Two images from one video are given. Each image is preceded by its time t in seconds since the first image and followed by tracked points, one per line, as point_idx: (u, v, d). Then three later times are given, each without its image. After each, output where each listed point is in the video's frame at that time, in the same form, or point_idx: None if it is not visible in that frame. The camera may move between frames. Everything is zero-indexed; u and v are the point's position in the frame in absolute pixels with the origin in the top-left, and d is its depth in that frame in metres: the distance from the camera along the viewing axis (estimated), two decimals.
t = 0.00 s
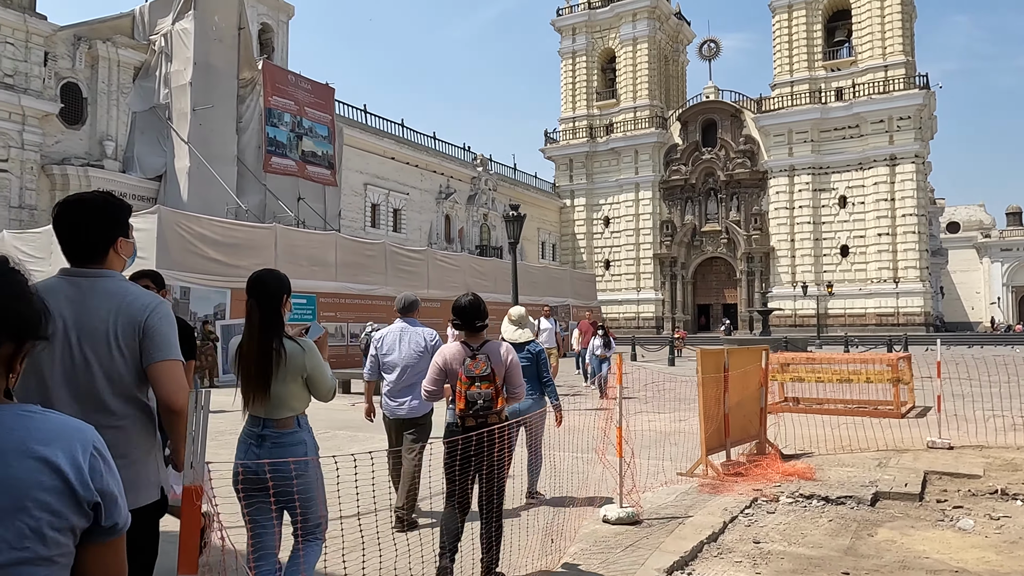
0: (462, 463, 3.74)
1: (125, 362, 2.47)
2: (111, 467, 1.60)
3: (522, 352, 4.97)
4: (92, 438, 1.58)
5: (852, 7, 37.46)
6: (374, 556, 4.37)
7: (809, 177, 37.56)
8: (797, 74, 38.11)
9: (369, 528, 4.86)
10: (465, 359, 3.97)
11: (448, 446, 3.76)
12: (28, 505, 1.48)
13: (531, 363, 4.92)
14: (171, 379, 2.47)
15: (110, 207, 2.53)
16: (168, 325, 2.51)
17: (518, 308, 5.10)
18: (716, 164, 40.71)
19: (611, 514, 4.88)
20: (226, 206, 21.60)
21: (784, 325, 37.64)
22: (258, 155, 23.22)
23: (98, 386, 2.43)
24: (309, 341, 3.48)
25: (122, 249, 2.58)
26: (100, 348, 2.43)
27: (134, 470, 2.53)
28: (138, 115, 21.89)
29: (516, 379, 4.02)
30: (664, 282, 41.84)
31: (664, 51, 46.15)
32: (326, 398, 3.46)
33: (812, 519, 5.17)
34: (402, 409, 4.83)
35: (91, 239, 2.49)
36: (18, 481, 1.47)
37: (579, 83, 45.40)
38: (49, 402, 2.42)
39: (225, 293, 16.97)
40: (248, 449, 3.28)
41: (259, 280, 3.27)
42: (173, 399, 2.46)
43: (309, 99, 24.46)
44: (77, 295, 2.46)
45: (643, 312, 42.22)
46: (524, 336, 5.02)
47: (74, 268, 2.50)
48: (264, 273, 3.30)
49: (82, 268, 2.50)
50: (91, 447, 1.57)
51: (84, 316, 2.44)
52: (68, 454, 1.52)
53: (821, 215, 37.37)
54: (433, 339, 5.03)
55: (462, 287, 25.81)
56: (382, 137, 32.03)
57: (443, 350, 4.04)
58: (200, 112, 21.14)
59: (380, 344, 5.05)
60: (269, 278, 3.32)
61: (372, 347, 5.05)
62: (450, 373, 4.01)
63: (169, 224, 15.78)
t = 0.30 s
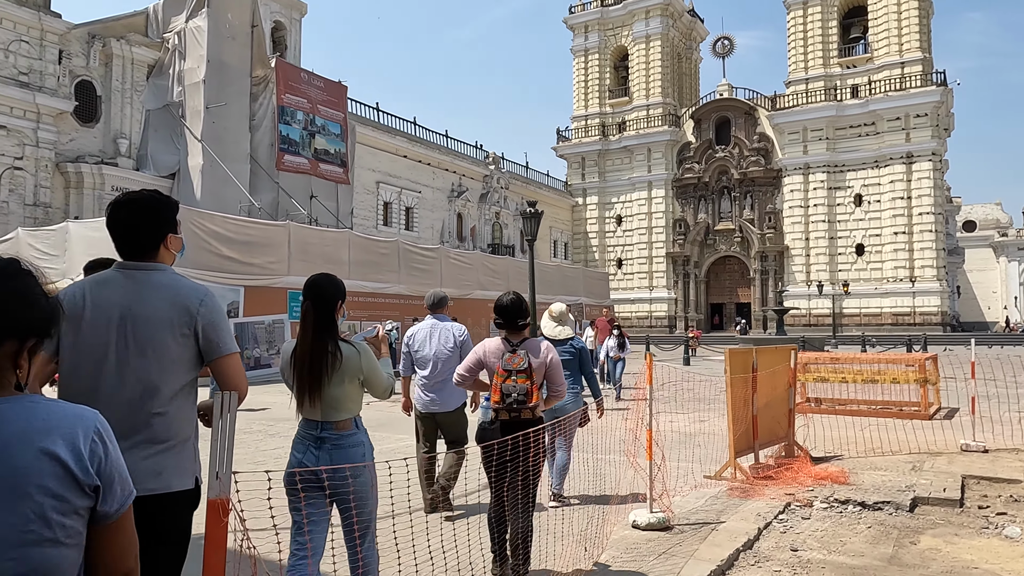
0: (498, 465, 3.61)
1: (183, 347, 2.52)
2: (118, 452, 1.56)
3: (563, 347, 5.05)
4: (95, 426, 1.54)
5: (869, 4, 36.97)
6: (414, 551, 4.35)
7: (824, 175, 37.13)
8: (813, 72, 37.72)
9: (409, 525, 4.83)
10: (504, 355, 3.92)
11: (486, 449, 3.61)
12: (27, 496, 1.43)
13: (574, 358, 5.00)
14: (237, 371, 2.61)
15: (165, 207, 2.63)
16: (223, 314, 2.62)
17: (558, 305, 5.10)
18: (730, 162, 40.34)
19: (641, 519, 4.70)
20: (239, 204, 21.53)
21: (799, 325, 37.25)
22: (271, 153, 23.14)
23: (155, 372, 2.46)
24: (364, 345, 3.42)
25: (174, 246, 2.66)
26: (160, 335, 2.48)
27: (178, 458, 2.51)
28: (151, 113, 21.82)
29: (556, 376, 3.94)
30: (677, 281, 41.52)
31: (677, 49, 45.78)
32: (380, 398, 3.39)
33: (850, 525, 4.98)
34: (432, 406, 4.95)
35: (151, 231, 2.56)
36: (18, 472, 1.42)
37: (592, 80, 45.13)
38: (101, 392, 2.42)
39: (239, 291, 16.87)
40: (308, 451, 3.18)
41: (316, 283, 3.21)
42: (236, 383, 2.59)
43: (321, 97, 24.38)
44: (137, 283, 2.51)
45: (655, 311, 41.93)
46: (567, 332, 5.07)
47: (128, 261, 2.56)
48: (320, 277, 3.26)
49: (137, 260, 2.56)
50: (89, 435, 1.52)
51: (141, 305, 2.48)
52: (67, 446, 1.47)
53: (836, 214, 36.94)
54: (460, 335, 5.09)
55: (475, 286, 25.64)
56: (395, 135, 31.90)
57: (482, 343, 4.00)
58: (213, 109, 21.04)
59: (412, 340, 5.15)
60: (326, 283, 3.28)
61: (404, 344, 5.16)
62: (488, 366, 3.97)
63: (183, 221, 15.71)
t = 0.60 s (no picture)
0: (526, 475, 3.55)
1: (205, 344, 2.53)
2: (136, 434, 1.57)
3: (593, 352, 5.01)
4: (110, 409, 1.55)
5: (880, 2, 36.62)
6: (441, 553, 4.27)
7: (834, 174, 36.80)
8: (823, 70, 37.41)
9: (440, 529, 4.74)
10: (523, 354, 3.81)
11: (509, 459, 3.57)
12: (37, 473, 1.45)
13: (604, 361, 4.96)
14: (251, 361, 2.58)
15: (180, 210, 2.64)
16: (240, 308, 2.61)
17: (587, 309, 5.06)
18: (739, 161, 40.04)
19: (666, 527, 4.53)
20: (247, 204, 21.43)
21: (810, 325, 36.91)
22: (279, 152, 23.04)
23: (180, 371, 2.48)
24: (412, 338, 3.33)
25: (190, 249, 2.68)
26: (182, 334, 2.50)
27: (206, 453, 2.50)
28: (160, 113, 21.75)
29: (573, 378, 3.79)
30: (686, 281, 41.25)
31: (686, 48, 45.55)
32: (428, 389, 3.37)
33: (885, 534, 4.79)
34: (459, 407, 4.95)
35: (165, 233, 2.57)
36: (27, 450, 1.45)
37: (600, 80, 44.92)
38: (132, 393, 2.46)
39: (248, 291, 16.76)
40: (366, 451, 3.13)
41: (364, 283, 3.12)
42: (251, 377, 2.55)
43: (329, 96, 24.27)
44: (158, 287, 2.54)
45: (664, 311, 41.67)
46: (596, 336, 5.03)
47: (148, 266, 2.58)
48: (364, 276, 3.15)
49: (155, 265, 2.58)
50: (107, 422, 1.53)
51: (161, 307, 2.51)
52: (77, 428, 1.48)
53: (846, 213, 36.62)
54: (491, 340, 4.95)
55: (484, 285, 25.48)
56: (403, 135, 31.79)
57: (501, 342, 3.90)
58: (221, 109, 20.87)
59: (446, 341, 5.00)
60: (369, 280, 3.17)
61: (437, 344, 5.02)
62: (507, 363, 3.88)
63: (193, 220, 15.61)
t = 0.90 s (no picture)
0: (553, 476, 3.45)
1: (236, 350, 2.57)
2: (216, 445, 1.59)
3: (619, 344, 5.29)
4: (198, 422, 1.59)
5: None
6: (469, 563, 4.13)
7: (839, 171, 36.54)
8: (828, 66, 37.13)
9: (472, 531, 4.64)
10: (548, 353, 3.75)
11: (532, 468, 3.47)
12: (126, 481, 1.47)
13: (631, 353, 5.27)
14: (278, 365, 2.60)
15: (217, 216, 2.68)
16: (271, 313, 2.64)
17: (614, 305, 5.42)
18: (743, 158, 39.78)
19: (692, 535, 4.36)
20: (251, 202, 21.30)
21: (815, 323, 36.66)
22: (281, 150, 22.87)
23: (214, 376, 2.54)
24: (449, 341, 3.30)
25: (228, 254, 2.71)
26: (214, 340, 2.55)
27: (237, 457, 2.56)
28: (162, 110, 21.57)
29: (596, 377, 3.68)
30: (690, 279, 41.02)
31: (690, 45, 45.31)
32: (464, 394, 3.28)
33: (919, 542, 4.61)
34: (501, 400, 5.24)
35: (201, 239, 2.61)
36: (119, 454, 1.48)
37: (603, 77, 44.67)
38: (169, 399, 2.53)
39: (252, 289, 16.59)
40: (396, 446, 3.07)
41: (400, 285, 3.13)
42: (277, 383, 2.57)
43: (333, 94, 24.06)
44: (191, 294, 2.57)
45: (669, 309, 41.46)
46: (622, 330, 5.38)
47: (187, 271, 2.64)
48: (405, 278, 3.15)
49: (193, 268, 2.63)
50: (191, 437, 1.56)
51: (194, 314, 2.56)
52: (164, 436, 1.52)
53: (851, 210, 36.36)
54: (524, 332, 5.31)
55: (489, 284, 25.30)
56: (406, 133, 31.58)
57: (525, 341, 3.85)
58: (224, 107, 20.75)
59: (480, 337, 5.29)
60: (411, 283, 3.17)
61: (471, 340, 5.30)
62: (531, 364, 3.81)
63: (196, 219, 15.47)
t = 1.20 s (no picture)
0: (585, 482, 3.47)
1: (298, 351, 2.73)
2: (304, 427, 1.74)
3: (654, 346, 5.40)
4: (290, 408, 1.73)
5: None
6: (493, 560, 4.02)
7: (841, 169, 36.38)
8: (829, 64, 36.99)
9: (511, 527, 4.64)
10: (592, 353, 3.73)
11: (574, 470, 3.46)
12: (231, 452, 1.60)
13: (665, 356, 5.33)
14: (346, 366, 2.79)
15: (279, 218, 2.76)
16: (331, 316, 2.80)
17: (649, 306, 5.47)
18: (745, 156, 39.59)
19: (718, 536, 4.22)
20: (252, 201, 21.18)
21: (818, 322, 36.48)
22: (282, 149, 22.74)
23: (278, 377, 2.71)
24: (480, 337, 3.36)
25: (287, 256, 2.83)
26: (280, 343, 2.72)
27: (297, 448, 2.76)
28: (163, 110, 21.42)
29: (643, 380, 3.70)
30: (692, 277, 40.84)
31: (691, 43, 45.14)
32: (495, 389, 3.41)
33: (953, 543, 4.45)
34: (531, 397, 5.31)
35: (264, 242, 2.72)
36: (224, 430, 1.61)
37: (604, 75, 44.49)
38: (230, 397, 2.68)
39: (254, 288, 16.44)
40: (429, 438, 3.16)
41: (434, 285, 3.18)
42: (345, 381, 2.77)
43: (334, 92, 23.89)
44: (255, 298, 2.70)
45: (670, 308, 41.30)
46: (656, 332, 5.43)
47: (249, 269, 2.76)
48: (436, 277, 3.19)
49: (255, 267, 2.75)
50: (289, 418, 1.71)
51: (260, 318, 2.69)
52: (264, 418, 1.65)
53: (853, 208, 36.19)
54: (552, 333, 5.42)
55: (492, 283, 25.14)
56: (407, 132, 31.43)
57: (568, 342, 3.80)
58: (224, 106, 20.61)
59: (509, 338, 5.47)
60: (443, 279, 3.23)
61: (502, 341, 5.46)
62: (574, 366, 3.77)
63: (197, 218, 15.31)
